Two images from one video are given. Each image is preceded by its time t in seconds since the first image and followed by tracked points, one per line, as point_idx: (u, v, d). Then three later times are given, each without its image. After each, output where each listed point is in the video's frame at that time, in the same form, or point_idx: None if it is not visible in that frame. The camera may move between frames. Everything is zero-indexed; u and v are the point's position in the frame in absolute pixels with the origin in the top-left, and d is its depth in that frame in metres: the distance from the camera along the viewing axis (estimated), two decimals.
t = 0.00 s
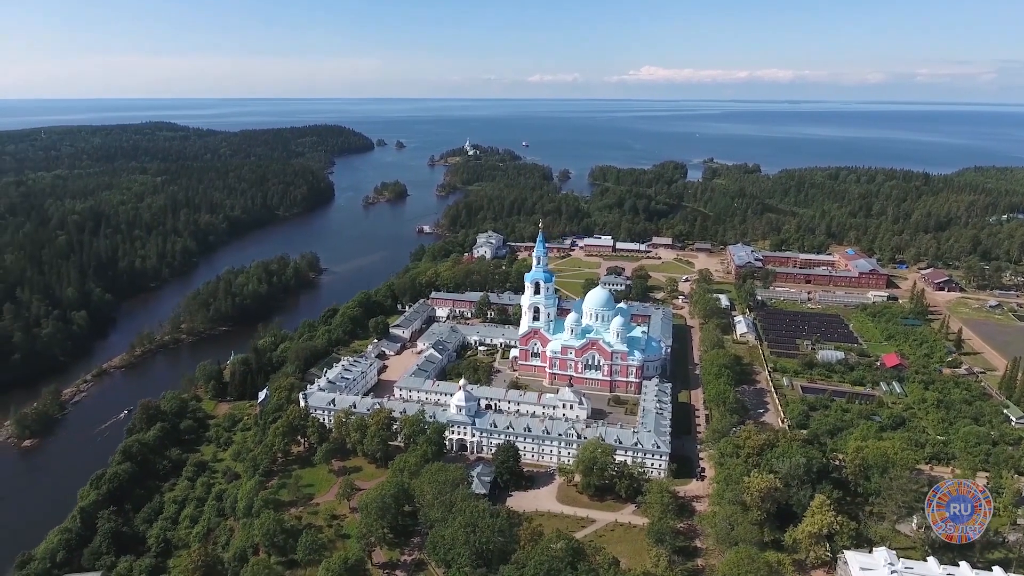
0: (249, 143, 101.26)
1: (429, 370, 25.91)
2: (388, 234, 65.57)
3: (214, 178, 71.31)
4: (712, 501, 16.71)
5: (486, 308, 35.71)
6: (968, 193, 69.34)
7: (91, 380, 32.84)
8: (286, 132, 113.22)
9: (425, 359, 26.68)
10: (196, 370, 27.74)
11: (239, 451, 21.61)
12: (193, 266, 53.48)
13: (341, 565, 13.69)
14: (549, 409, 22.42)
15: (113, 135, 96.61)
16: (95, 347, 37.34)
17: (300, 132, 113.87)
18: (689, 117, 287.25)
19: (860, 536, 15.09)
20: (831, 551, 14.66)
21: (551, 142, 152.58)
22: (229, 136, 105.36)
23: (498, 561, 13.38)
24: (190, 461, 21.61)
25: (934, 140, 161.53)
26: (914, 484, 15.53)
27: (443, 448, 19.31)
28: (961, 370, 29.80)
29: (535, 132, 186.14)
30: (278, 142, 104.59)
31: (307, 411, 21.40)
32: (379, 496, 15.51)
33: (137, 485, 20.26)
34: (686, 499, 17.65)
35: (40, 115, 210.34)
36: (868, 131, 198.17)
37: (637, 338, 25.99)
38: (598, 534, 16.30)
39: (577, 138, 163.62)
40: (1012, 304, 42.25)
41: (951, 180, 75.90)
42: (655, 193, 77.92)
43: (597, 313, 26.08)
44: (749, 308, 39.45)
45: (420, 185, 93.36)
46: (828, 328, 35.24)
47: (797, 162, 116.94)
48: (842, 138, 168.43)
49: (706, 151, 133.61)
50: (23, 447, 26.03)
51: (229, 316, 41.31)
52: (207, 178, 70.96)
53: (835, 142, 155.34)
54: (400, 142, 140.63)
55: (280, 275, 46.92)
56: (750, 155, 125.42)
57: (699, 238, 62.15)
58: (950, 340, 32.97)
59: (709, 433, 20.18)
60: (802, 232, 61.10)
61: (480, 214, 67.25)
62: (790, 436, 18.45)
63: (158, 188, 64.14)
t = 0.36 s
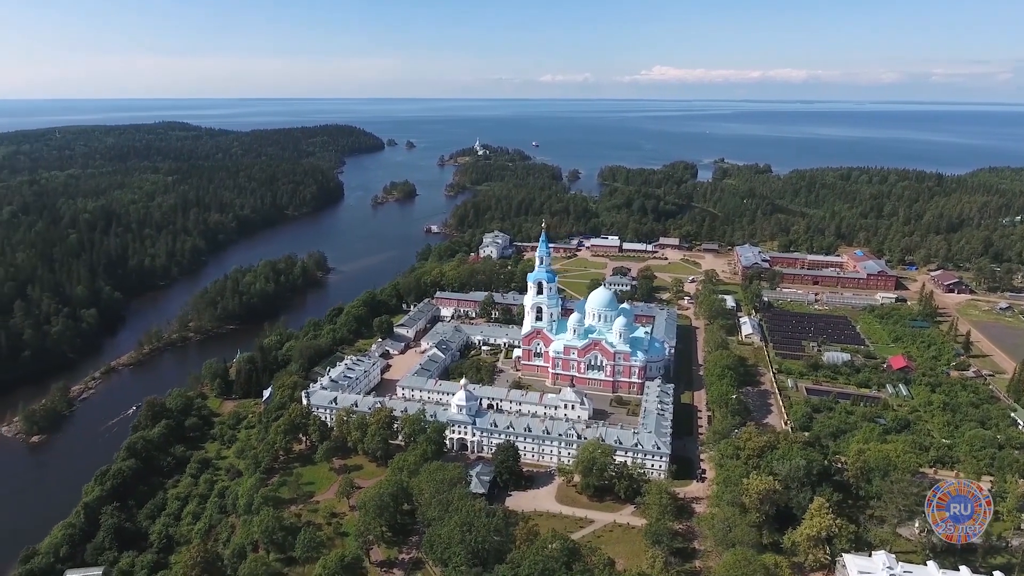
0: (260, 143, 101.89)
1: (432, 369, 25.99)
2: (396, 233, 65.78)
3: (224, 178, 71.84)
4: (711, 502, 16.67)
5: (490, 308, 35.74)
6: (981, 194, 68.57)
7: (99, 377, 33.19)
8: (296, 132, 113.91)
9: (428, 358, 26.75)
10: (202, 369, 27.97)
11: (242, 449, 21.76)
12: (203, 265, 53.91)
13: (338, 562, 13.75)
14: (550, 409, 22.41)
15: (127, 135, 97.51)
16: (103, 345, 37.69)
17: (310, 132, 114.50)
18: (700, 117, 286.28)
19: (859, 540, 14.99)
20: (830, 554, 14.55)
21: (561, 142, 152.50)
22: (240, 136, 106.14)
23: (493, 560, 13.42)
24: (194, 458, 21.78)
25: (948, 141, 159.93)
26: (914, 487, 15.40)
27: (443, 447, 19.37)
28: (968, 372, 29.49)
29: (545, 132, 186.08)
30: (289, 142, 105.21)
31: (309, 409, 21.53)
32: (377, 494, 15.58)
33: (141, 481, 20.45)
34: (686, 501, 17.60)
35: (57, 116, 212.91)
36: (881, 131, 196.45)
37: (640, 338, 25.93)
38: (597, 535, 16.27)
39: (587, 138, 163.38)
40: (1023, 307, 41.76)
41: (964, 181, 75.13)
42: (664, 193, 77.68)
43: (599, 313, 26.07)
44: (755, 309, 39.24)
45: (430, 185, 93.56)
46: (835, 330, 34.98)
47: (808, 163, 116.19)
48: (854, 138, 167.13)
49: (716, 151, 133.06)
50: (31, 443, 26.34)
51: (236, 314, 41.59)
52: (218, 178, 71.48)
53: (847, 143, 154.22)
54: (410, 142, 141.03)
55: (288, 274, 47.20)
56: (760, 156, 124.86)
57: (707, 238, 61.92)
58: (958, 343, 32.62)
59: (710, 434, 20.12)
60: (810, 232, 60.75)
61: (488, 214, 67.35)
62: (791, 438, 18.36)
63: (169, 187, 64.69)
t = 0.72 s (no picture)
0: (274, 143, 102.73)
1: (437, 369, 26.06)
2: (406, 233, 66.02)
3: (238, 177, 72.47)
4: (713, 505, 16.58)
5: (497, 308, 35.77)
6: (999, 195, 67.50)
7: (111, 374, 33.62)
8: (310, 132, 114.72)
9: (434, 358, 26.83)
10: (212, 367, 28.24)
11: (249, 446, 21.95)
12: (215, 264, 54.43)
13: (337, 560, 13.73)
14: (555, 410, 22.39)
15: (144, 135, 98.72)
16: (116, 342, 38.16)
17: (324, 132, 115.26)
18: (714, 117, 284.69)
19: (863, 544, 14.84)
20: (832, 558, 14.43)
21: (573, 142, 152.31)
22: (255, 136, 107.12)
23: (493, 560, 13.44)
24: (201, 455, 21.98)
25: (967, 141, 157.60)
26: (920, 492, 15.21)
27: (446, 446, 19.44)
28: (980, 376, 29.08)
29: (558, 132, 185.95)
30: (303, 142, 105.97)
31: (314, 408, 21.69)
32: (378, 493, 15.63)
33: (149, 478, 20.68)
34: (689, 503, 17.53)
35: (77, 116, 216.33)
36: (898, 131, 194.50)
37: (645, 340, 25.82)
38: (598, 536, 16.24)
39: (600, 138, 162.99)
40: None
41: (983, 182, 74.02)
42: (676, 194, 77.34)
43: (605, 314, 25.99)
44: (765, 311, 38.93)
45: (441, 185, 93.81)
46: (845, 332, 34.62)
47: (823, 163, 115.09)
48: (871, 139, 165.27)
49: (730, 151, 132.24)
50: (43, 439, 26.74)
51: (247, 313, 41.94)
52: (231, 178, 72.13)
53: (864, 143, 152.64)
54: (423, 142, 141.47)
55: (298, 274, 47.52)
56: (775, 156, 123.93)
57: (718, 239, 61.58)
58: (971, 346, 32.16)
59: (714, 436, 20.02)
60: (824, 233, 60.20)
61: (499, 214, 67.41)
62: (795, 440, 18.22)
63: (183, 186, 65.37)
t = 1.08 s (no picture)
0: (289, 143, 103.53)
1: (443, 368, 26.13)
2: (417, 233, 66.25)
3: (253, 177, 73.15)
4: (716, 508, 16.48)
5: (505, 308, 35.77)
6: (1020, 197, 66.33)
7: (124, 371, 34.09)
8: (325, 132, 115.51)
9: (440, 357, 26.90)
10: (221, 364, 28.53)
11: (256, 443, 22.15)
12: (228, 263, 54.97)
13: (337, 556, 13.78)
14: (560, 410, 22.35)
15: (161, 135, 99.93)
16: (129, 340, 38.68)
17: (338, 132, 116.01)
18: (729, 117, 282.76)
19: (865, 549, 14.72)
20: (833, 562, 14.30)
21: (587, 142, 151.99)
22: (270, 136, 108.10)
23: (491, 560, 13.46)
24: (208, 452, 22.21)
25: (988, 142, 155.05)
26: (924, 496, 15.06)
27: (449, 446, 19.51)
28: (994, 380, 28.63)
29: (572, 132, 185.62)
30: (318, 142, 106.72)
31: (320, 406, 21.85)
32: (380, 491, 15.71)
33: (157, 474, 20.94)
34: (691, 505, 17.46)
35: (104, 116, 220.58)
36: (917, 132, 191.71)
37: (652, 341, 25.71)
38: (598, 537, 16.22)
39: (614, 138, 162.46)
40: None
41: (1004, 183, 72.78)
42: (690, 194, 76.91)
43: (611, 315, 25.91)
44: (775, 313, 38.60)
45: (454, 185, 94.01)
46: (856, 334, 34.25)
47: (840, 164, 113.81)
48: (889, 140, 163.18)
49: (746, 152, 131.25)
50: (55, 434, 27.19)
51: (258, 312, 42.30)
52: (246, 177, 72.81)
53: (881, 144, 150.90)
54: (437, 142, 141.90)
55: (309, 273, 47.85)
56: (791, 157, 122.87)
57: (730, 240, 61.19)
58: (985, 350, 31.70)
59: (719, 438, 19.93)
60: (838, 235, 59.58)
61: (510, 214, 67.44)
62: (800, 444, 18.10)
63: (198, 186, 66.11)
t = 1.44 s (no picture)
0: (302, 143, 104.25)
1: (448, 368, 26.20)
2: (428, 233, 66.46)
3: (266, 177, 73.75)
4: (717, 510, 16.42)
5: (512, 308, 35.79)
6: None
7: (136, 368, 34.55)
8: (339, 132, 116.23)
9: (446, 357, 26.98)
10: (230, 362, 28.80)
11: (262, 441, 22.33)
12: (240, 262, 55.49)
13: (336, 554, 13.87)
14: (564, 411, 22.33)
15: (178, 135, 101.08)
16: (141, 338, 39.18)
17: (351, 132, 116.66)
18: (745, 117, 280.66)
19: (868, 555, 14.59)
20: (834, 567, 14.19)
21: (600, 143, 151.68)
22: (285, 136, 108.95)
23: (489, 559, 13.50)
24: (215, 449, 22.43)
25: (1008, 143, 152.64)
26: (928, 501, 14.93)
27: (452, 445, 19.59)
28: (1006, 385, 28.21)
29: (585, 133, 185.25)
30: (331, 142, 107.40)
31: (324, 405, 22.00)
32: (382, 490, 15.82)
33: (164, 470, 21.17)
34: (693, 507, 17.39)
35: (123, 117, 223.70)
36: (935, 132, 189.16)
37: (658, 342, 25.62)
38: (599, 538, 16.21)
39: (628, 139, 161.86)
40: None
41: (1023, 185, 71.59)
42: (702, 195, 76.45)
43: (617, 316, 25.85)
44: (785, 315, 38.30)
45: (465, 185, 94.14)
46: (866, 337, 33.88)
47: (856, 165, 112.58)
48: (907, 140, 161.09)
49: (760, 152, 130.26)
50: (67, 429, 27.63)
51: (269, 311, 42.68)
52: (260, 177, 73.39)
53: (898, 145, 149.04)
54: (450, 142, 142.23)
55: (319, 272, 48.16)
56: (805, 157, 121.81)
57: (742, 242, 60.81)
58: (998, 354, 31.26)
59: (723, 441, 19.83)
60: (851, 237, 58.99)
61: (521, 214, 67.49)
62: (804, 447, 17.98)
63: (212, 186, 66.74)
